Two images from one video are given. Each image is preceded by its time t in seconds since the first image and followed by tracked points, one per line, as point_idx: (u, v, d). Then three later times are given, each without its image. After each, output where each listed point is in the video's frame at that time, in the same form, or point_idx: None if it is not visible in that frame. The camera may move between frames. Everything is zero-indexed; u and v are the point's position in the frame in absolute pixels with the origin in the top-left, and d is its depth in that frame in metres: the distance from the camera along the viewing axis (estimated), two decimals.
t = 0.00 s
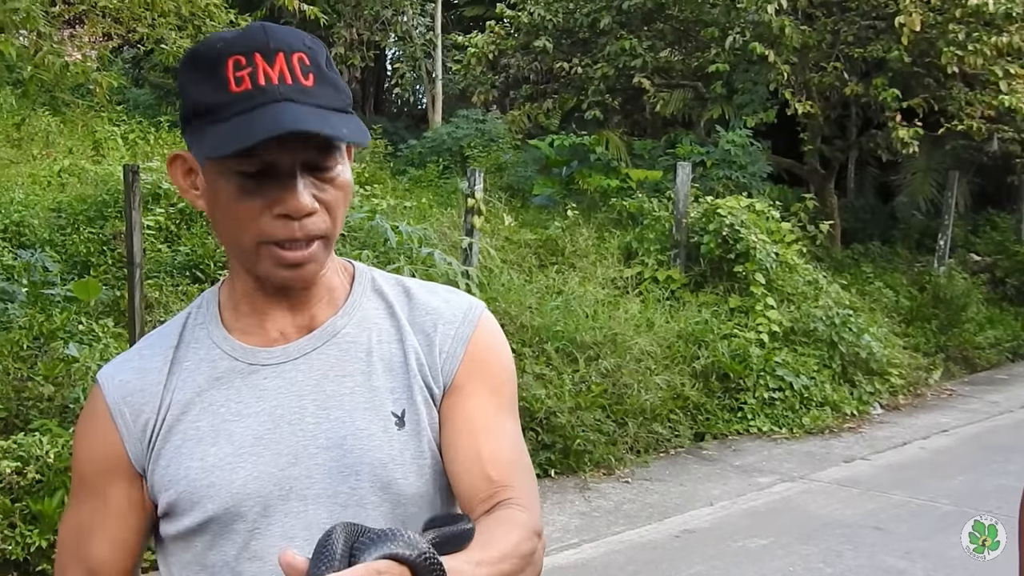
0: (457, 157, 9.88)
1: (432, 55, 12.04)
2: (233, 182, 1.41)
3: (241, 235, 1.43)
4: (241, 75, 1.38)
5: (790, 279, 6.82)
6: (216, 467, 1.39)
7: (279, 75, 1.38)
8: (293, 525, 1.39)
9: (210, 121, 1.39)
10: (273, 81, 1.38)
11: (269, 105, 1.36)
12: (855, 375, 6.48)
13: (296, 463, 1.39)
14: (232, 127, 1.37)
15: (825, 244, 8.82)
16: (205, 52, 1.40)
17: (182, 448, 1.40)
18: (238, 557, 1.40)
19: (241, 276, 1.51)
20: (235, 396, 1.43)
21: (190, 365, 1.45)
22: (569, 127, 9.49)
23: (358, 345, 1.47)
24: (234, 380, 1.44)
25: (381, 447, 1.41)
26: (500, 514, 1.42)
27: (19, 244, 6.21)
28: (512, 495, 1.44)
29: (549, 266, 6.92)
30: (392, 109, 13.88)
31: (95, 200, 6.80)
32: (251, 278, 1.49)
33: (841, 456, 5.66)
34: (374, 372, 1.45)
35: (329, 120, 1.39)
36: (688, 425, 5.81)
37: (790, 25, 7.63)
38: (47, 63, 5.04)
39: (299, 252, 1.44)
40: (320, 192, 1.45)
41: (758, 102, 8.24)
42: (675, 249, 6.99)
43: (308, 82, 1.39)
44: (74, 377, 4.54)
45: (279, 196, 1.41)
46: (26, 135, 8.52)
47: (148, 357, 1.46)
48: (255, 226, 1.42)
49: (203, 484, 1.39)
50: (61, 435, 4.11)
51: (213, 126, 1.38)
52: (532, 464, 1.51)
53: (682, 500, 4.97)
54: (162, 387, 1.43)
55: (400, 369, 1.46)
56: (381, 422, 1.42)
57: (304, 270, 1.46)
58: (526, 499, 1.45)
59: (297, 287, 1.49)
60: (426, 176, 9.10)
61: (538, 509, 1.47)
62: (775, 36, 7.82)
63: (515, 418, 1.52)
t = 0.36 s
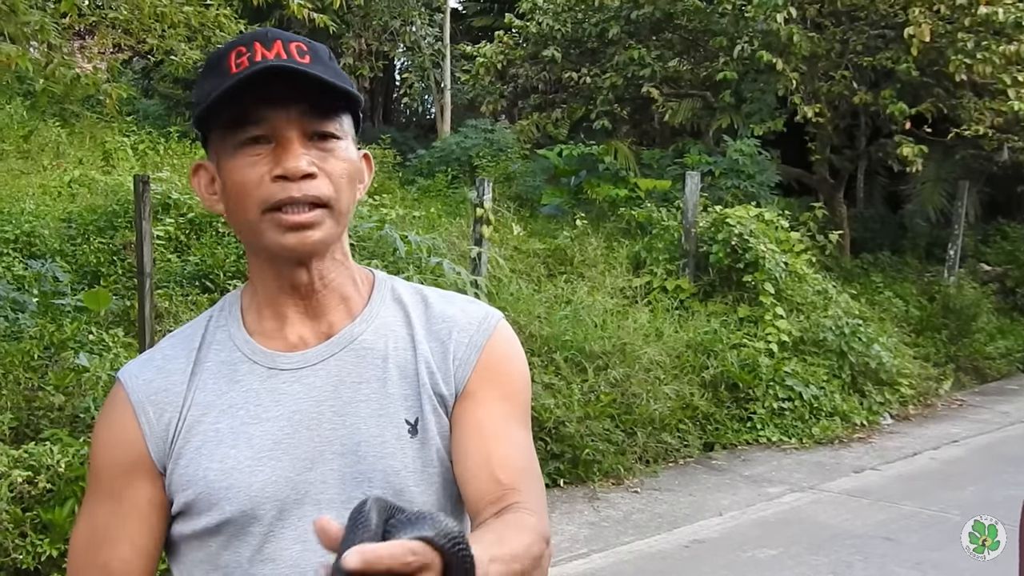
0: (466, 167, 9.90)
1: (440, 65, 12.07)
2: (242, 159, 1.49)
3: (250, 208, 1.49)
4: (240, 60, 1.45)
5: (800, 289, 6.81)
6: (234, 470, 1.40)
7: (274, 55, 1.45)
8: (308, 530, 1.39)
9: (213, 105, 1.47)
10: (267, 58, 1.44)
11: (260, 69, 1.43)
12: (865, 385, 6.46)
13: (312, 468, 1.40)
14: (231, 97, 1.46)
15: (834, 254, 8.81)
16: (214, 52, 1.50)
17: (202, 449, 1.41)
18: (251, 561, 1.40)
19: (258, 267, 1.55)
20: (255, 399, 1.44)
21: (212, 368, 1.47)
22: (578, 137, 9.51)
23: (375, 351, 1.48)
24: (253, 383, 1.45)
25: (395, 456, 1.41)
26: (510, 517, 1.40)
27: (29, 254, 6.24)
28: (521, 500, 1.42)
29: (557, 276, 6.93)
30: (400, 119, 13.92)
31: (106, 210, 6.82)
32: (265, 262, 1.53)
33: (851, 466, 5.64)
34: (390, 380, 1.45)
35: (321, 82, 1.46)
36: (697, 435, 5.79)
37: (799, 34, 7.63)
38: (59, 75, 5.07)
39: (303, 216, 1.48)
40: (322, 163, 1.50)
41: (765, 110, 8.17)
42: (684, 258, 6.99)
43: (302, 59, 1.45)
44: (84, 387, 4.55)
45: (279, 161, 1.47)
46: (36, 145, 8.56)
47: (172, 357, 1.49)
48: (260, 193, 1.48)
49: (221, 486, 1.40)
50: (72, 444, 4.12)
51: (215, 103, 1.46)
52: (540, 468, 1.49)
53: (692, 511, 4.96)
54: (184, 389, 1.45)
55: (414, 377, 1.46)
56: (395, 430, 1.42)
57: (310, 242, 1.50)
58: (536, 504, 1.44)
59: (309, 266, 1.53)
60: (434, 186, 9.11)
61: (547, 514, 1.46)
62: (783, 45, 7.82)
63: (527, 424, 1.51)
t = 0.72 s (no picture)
0: (478, 172, 9.90)
1: (452, 70, 12.09)
2: (237, 174, 1.52)
3: (246, 221, 1.51)
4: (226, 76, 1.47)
5: (813, 292, 6.79)
6: (256, 471, 1.41)
7: (261, 69, 1.45)
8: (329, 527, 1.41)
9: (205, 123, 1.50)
10: (251, 74, 1.45)
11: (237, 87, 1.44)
12: (879, 389, 6.44)
13: (331, 470, 1.42)
14: (218, 114, 1.48)
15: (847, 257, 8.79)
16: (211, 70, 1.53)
17: (222, 452, 1.42)
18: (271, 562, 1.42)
19: (268, 274, 1.56)
20: (274, 401, 1.45)
21: (232, 371, 1.48)
22: (590, 141, 9.51)
23: (390, 356, 1.49)
24: (271, 386, 1.47)
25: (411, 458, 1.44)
26: (524, 511, 1.43)
27: (44, 260, 6.27)
28: (536, 496, 1.46)
29: (570, 280, 6.93)
30: (412, 123, 13.95)
31: (119, 217, 6.85)
32: (270, 271, 1.55)
33: (865, 470, 5.62)
34: (406, 384, 1.47)
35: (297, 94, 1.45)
36: (711, 439, 5.78)
37: (811, 37, 7.61)
38: (73, 82, 5.09)
39: (294, 226, 1.49)
40: (310, 172, 1.50)
41: (778, 113, 8.12)
42: (697, 262, 6.98)
43: (288, 70, 1.45)
44: (99, 393, 4.56)
45: (267, 174, 1.49)
46: (50, 152, 8.62)
47: (192, 362, 1.49)
48: (252, 207, 1.50)
49: (243, 486, 1.41)
50: (87, 449, 4.13)
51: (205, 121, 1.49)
52: (558, 471, 1.53)
53: (705, 515, 4.95)
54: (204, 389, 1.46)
55: (430, 381, 1.48)
56: (411, 432, 1.45)
57: (305, 251, 1.51)
58: (553, 499, 1.47)
59: (314, 273, 1.54)
60: (447, 191, 9.12)
61: (563, 510, 1.49)
62: (796, 48, 7.80)
63: (539, 426, 1.54)
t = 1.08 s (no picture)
0: (486, 174, 9.91)
1: (460, 73, 12.11)
2: (238, 183, 1.48)
3: (250, 229, 1.48)
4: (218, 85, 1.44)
5: (821, 296, 6.79)
6: (271, 472, 1.38)
7: (252, 75, 1.42)
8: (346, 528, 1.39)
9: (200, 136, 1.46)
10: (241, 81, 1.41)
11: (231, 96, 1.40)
12: (886, 393, 6.44)
13: (345, 471, 1.40)
14: (214, 124, 1.44)
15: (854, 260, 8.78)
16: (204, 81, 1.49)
17: (236, 454, 1.38)
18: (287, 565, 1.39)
19: (272, 278, 1.52)
20: (287, 403, 1.42)
21: (242, 374, 1.45)
22: (598, 144, 9.52)
23: (401, 357, 1.47)
24: (283, 388, 1.43)
25: (423, 459, 1.42)
26: (551, 511, 1.42)
27: (53, 263, 6.29)
28: (559, 494, 1.44)
29: (578, 282, 6.94)
30: (420, 126, 13.97)
31: (128, 219, 6.87)
32: (275, 276, 1.51)
33: (873, 473, 5.62)
34: (416, 386, 1.45)
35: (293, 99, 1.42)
36: (719, 442, 5.78)
37: (818, 41, 7.61)
38: (85, 84, 5.11)
39: (298, 230, 1.46)
40: (310, 175, 1.47)
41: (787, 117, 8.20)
42: (704, 265, 6.98)
43: (279, 74, 1.42)
44: (108, 395, 4.56)
45: (268, 180, 1.46)
46: (59, 154, 8.65)
47: (201, 366, 1.45)
48: (255, 214, 1.46)
49: (259, 488, 1.37)
50: (96, 451, 4.14)
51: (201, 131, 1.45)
52: (574, 469, 1.51)
53: (713, 518, 4.95)
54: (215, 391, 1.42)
55: (440, 383, 1.46)
56: (423, 433, 1.43)
57: (312, 253, 1.47)
58: (571, 495, 1.45)
59: (319, 275, 1.50)
60: (454, 194, 9.13)
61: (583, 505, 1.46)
62: (803, 52, 7.80)
63: (551, 425, 1.51)
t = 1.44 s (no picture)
0: (488, 176, 9.91)
1: (462, 75, 12.12)
2: (253, 203, 1.42)
3: (263, 247, 1.43)
4: (235, 99, 1.38)
5: (823, 298, 6.80)
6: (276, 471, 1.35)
7: (269, 92, 1.37)
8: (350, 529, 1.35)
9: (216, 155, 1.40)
10: (261, 98, 1.37)
11: (255, 119, 1.35)
12: (889, 395, 6.44)
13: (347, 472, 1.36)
14: (234, 145, 1.38)
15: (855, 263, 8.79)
16: (212, 91, 1.43)
17: (244, 452, 1.36)
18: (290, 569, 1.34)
19: (278, 286, 1.48)
20: (291, 403, 1.40)
21: (248, 373, 1.42)
22: (600, 146, 9.53)
23: (404, 361, 1.44)
24: (288, 388, 1.41)
25: (425, 463, 1.37)
26: (520, 547, 1.37)
27: (55, 265, 6.29)
28: (534, 524, 1.40)
29: (580, 285, 6.94)
30: (422, 128, 13.97)
31: (131, 221, 6.87)
32: (282, 286, 1.47)
33: (875, 475, 5.62)
34: (419, 390, 1.41)
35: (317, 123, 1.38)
36: (721, 444, 5.78)
37: (820, 44, 7.62)
38: (89, 85, 5.11)
39: (315, 252, 1.42)
40: (328, 195, 1.43)
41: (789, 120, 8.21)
42: (706, 267, 6.98)
43: (296, 91, 1.38)
44: (111, 397, 4.57)
45: (287, 202, 1.41)
46: (62, 156, 8.66)
47: (206, 363, 1.43)
48: (272, 235, 1.41)
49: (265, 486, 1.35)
50: (99, 454, 4.14)
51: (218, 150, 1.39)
52: (562, 486, 1.46)
53: (716, 520, 4.96)
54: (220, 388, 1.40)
55: (443, 389, 1.43)
56: (425, 436, 1.39)
57: (327, 272, 1.44)
58: (550, 528, 1.41)
59: (331, 290, 1.46)
60: (456, 196, 9.14)
61: (561, 533, 1.42)
62: (805, 55, 7.82)
63: (547, 443, 1.47)
